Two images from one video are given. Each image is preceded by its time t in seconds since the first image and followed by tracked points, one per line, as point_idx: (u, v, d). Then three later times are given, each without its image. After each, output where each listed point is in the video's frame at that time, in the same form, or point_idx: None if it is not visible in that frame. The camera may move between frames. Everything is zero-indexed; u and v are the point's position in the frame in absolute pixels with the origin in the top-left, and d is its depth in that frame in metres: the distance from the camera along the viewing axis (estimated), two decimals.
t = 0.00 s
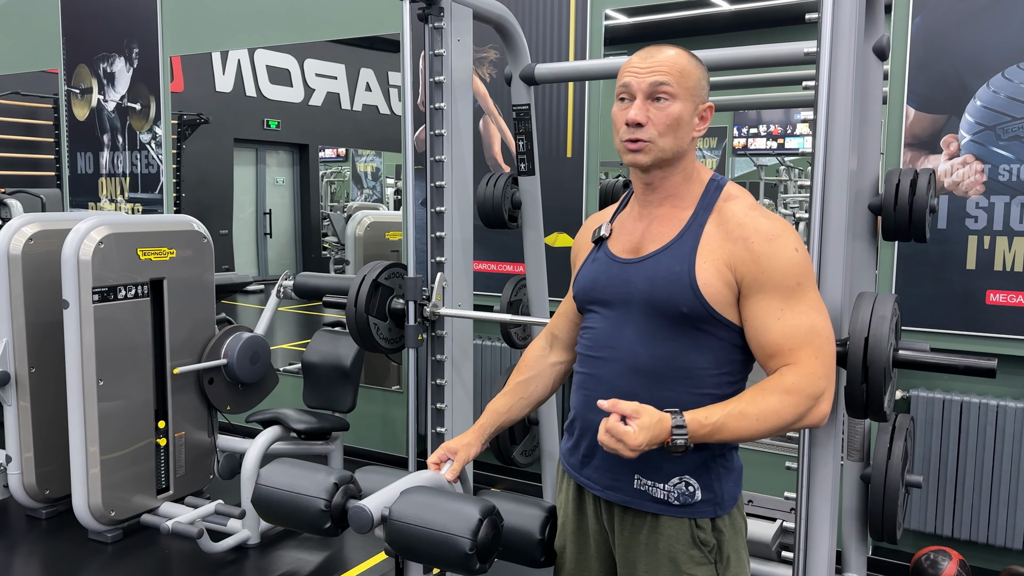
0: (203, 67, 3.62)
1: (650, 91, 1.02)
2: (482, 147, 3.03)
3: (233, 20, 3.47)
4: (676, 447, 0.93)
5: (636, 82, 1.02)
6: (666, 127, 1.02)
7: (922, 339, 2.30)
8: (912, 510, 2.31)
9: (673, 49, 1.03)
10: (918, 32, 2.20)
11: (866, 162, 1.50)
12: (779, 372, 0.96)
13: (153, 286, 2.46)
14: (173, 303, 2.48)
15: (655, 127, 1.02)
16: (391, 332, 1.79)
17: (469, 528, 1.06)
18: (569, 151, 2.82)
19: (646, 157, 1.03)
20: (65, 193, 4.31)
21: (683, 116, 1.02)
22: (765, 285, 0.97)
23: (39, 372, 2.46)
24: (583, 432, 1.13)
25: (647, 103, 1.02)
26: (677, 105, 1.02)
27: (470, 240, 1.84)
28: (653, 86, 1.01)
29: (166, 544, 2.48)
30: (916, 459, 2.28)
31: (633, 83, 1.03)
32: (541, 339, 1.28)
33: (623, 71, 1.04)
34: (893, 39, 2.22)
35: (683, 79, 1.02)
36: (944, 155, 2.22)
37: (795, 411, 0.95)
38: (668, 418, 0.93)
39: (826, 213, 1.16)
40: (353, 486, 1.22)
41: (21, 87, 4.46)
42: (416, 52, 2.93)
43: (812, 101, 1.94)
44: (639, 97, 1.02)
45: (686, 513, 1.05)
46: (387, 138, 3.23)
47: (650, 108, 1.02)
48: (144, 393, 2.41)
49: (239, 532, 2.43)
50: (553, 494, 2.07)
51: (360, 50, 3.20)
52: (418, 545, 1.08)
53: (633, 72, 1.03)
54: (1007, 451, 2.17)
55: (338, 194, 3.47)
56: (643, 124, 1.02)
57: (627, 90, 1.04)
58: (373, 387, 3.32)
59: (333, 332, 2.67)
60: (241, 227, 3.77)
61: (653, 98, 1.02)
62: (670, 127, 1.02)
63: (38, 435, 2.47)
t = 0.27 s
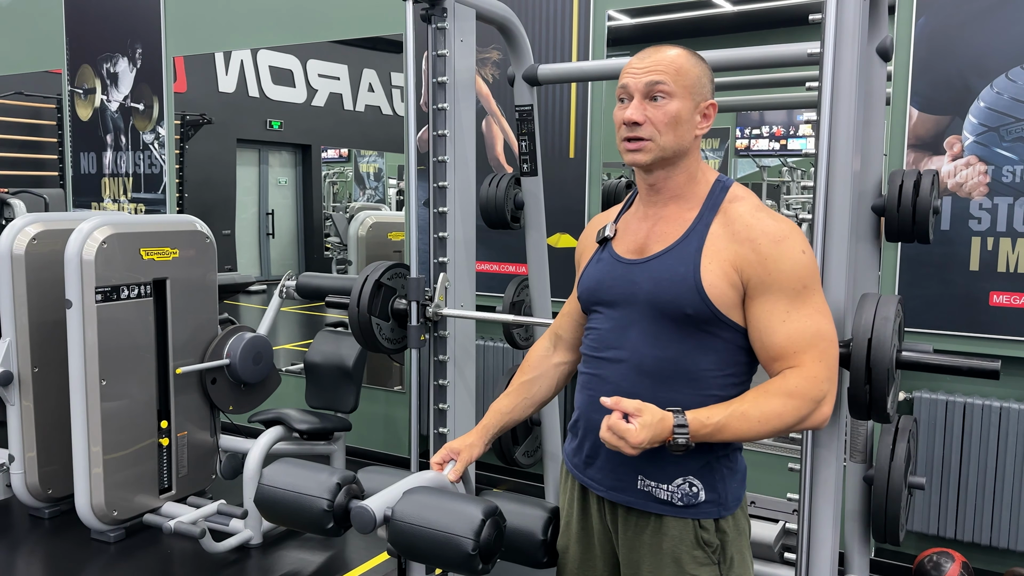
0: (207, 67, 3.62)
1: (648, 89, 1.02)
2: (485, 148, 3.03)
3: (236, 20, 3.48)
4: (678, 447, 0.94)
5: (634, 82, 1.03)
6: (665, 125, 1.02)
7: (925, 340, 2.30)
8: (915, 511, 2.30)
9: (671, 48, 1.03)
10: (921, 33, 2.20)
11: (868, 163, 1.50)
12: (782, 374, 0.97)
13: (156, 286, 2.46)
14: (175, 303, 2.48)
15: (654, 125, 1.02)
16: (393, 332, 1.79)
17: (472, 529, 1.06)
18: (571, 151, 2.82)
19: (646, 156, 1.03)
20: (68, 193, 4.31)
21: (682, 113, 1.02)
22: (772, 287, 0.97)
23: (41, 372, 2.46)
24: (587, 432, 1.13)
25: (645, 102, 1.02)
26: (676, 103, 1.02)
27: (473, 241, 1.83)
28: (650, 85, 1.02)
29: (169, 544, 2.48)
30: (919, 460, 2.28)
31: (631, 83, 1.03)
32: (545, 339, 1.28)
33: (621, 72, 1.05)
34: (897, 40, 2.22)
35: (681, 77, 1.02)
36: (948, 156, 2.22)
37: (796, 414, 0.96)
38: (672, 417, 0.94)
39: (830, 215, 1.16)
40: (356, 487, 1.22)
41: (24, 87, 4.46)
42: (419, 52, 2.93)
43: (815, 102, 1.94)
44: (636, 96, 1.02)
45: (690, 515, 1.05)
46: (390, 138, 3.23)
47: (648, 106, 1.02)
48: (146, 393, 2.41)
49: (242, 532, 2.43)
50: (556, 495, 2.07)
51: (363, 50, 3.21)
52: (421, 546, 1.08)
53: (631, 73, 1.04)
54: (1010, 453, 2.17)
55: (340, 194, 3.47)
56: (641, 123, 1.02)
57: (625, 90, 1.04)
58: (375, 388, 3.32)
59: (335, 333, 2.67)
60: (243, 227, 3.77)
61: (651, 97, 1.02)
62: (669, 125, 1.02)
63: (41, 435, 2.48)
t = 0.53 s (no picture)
0: (209, 67, 3.62)
1: (656, 89, 1.02)
2: (487, 148, 3.03)
3: (239, 21, 3.48)
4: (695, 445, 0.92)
5: (642, 82, 1.03)
6: (671, 124, 1.02)
7: (927, 341, 2.30)
8: (917, 513, 2.30)
9: (680, 49, 1.04)
10: (924, 35, 2.20)
11: (871, 165, 1.51)
12: (793, 370, 0.96)
13: (159, 286, 2.46)
14: (178, 303, 2.49)
15: (660, 125, 1.02)
16: (396, 333, 1.79)
17: (475, 530, 1.06)
18: (574, 152, 2.82)
19: (652, 155, 1.04)
20: (71, 193, 4.32)
21: (689, 113, 1.03)
22: (778, 283, 0.97)
23: (44, 372, 2.47)
24: (591, 432, 1.13)
25: (652, 101, 1.03)
26: (682, 102, 1.02)
27: (476, 241, 1.83)
28: (658, 85, 1.02)
29: (170, 544, 2.48)
30: (921, 462, 2.28)
31: (639, 83, 1.04)
32: (546, 339, 1.28)
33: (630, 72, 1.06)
34: (900, 41, 2.21)
35: (688, 78, 1.02)
36: (951, 158, 2.21)
37: (810, 409, 0.95)
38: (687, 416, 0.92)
39: (834, 214, 1.16)
40: (359, 487, 1.22)
41: (27, 87, 4.47)
42: (422, 52, 2.93)
43: (818, 103, 1.93)
44: (644, 95, 1.03)
45: (695, 515, 1.05)
46: (392, 139, 3.23)
47: (655, 106, 1.02)
48: (148, 393, 2.42)
49: (244, 532, 2.43)
50: (558, 496, 2.07)
51: (367, 51, 3.21)
52: (424, 547, 1.09)
53: (639, 73, 1.04)
54: (1012, 455, 2.17)
55: (342, 195, 3.48)
56: (648, 122, 1.02)
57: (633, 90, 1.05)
58: (377, 388, 3.32)
59: (338, 333, 2.67)
60: (246, 227, 3.78)
61: (658, 97, 1.02)
62: (675, 124, 1.02)
63: (44, 435, 2.48)
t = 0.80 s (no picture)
0: (211, 67, 3.62)
1: (659, 91, 1.03)
2: (488, 147, 3.03)
3: (241, 20, 3.49)
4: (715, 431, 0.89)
5: (645, 83, 1.04)
6: (674, 126, 1.03)
7: (928, 342, 2.30)
8: (918, 514, 2.30)
9: (685, 49, 1.04)
10: (925, 35, 2.20)
11: (873, 165, 1.51)
12: (800, 364, 0.96)
13: (160, 285, 2.46)
14: (179, 302, 2.49)
15: (663, 126, 1.03)
16: (397, 332, 1.79)
17: (476, 530, 1.06)
18: (575, 152, 2.82)
19: (655, 156, 1.05)
20: (72, 192, 4.32)
21: (692, 114, 1.03)
22: (780, 279, 0.97)
23: (45, 371, 2.47)
24: (593, 429, 1.13)
25: (655, 103, 1.03)
26: (686, 104, 1.02)
27: (478, 241, 1.83)
28: (661, 86, 1.02)
29: (171, 543, 2.48)
30: (922, 462, 2.28)
31: (642, 84, 1.04)
32: (548, 339, 1.28)
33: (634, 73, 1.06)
34: (901, 42, 2.21)
35: (690, 79, 1.02)
36: (952, 158, 2.22)
37: (820, 401, 0.94)
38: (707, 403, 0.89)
39: (835, 213, 1.15)
40: (360, 487, 1.22)
41: (28, 86, 4.47)
42: (423, 52, 2.93)
43: (819, 104, 1.93)
44: (647, 97, 1.03)
45: (697, 513, 1.05)
46: (393, 138, 3.23)
47: (658, 108, 1.03)
48: (149, 392, 2.42)
49: (244, 531, 2.43)
50: (560, 496, 2.08)
51: (368, 50, 3.21)
52: (425, 546, 1.09)
53: (643, 74, 1.05)
54: (1013, 455, 2.17)
55: (343, 194, 3.48)
56: (651, 124, 1.03)
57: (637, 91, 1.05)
58: (378, 388, 3.32)
59: (338, 332, 2.67)
60: (247, 226, 3.78)
61: (661, 98, 1.03)
62: (678, 125, 1.03)
63: (45, 434, 2.48)
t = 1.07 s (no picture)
0: (211, 65, 3.62)
1: (655, 92, 1.03)
2: (488, 146, 3.03)
3: (241, 19, 3.48)
4: (716, 400, 0.88)
5: (640, 85, 1.04)
6: (671, 126, 1.03)
7: (928, 341, 2.30)
8: (917, 514, 2.30)
9: (679, 50, 1.04)
10: (926, 35, 2.20)
11: (873, 164, 1.51)
12: (799, 353, 0.94)
13: (160, 284, 2.46)
14: (178, 301, 2.49)
15: (660, 127, 1.03)
16: (397, 332, 1.79)
17: (476, 528, 1.06)
18: (575, 151, 2.82)
19: (652, 156, 1.04)
20: (72, 191, 4.32)
21: (689, 114, 1.03)
22: (779, 273, 0.97)
23: (45, 370, 2.47)
24: (593, 428, 1.13)
25: (651, 104, 1.03)
26: (682, 104, 1.02)
27: (478, 241, 1.83)
28: (657, 88, 1.03)
29: (171, 542, 2.48)
30: (922, 462, 2.28)
31: (638, 86, 1.04)
32: (547, 339, 1.28)
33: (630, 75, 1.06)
34: (902, 41, 2.21)
35: (686, 79, 1.02)
36: (952, 158, 2.21)
37: (821, 389, 0.92)
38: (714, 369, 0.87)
39: (835, 212, 1.15)
40: (360, 486, 1.22)
41: (28, 85, 4.46)
42: (423, 51, 2.93)
43: (819, 103, 1.93)
44: (643, 99, 1.03)
45: (698, 511, 1.05)
46: (393, 137, 3.23)
47: (655, 109, 1.03)
48: (149, 391, 2.42)
49: (244, 530, 2.43)
50: (559, 495, 2.08)
51: (368, 49, 3.21)
52: (425, 545, 1.09)
53: (638, 75, 1.05)
54: (1013, 454, 2.16)
55: (343, 193, 3.49)
56: (648, 125, 1.03)
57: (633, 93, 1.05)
58: (378, 387, 3.32)
59: (338, 331, 2.67)
60: (246, 225, 3.78)
61: (658, 100, 1.03)
62: (675, 126, 1.03)
63: (45, 432, 2.48)
